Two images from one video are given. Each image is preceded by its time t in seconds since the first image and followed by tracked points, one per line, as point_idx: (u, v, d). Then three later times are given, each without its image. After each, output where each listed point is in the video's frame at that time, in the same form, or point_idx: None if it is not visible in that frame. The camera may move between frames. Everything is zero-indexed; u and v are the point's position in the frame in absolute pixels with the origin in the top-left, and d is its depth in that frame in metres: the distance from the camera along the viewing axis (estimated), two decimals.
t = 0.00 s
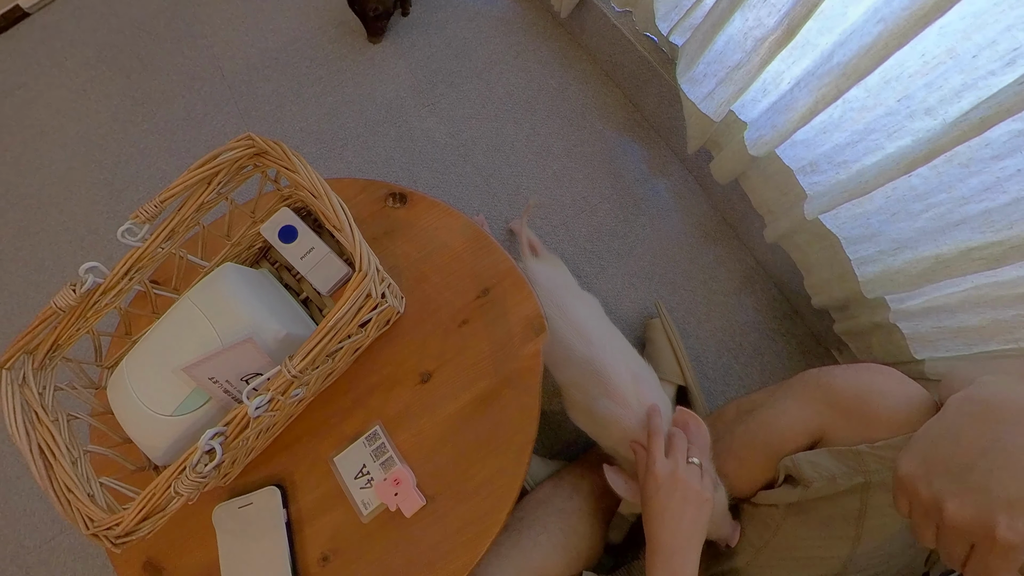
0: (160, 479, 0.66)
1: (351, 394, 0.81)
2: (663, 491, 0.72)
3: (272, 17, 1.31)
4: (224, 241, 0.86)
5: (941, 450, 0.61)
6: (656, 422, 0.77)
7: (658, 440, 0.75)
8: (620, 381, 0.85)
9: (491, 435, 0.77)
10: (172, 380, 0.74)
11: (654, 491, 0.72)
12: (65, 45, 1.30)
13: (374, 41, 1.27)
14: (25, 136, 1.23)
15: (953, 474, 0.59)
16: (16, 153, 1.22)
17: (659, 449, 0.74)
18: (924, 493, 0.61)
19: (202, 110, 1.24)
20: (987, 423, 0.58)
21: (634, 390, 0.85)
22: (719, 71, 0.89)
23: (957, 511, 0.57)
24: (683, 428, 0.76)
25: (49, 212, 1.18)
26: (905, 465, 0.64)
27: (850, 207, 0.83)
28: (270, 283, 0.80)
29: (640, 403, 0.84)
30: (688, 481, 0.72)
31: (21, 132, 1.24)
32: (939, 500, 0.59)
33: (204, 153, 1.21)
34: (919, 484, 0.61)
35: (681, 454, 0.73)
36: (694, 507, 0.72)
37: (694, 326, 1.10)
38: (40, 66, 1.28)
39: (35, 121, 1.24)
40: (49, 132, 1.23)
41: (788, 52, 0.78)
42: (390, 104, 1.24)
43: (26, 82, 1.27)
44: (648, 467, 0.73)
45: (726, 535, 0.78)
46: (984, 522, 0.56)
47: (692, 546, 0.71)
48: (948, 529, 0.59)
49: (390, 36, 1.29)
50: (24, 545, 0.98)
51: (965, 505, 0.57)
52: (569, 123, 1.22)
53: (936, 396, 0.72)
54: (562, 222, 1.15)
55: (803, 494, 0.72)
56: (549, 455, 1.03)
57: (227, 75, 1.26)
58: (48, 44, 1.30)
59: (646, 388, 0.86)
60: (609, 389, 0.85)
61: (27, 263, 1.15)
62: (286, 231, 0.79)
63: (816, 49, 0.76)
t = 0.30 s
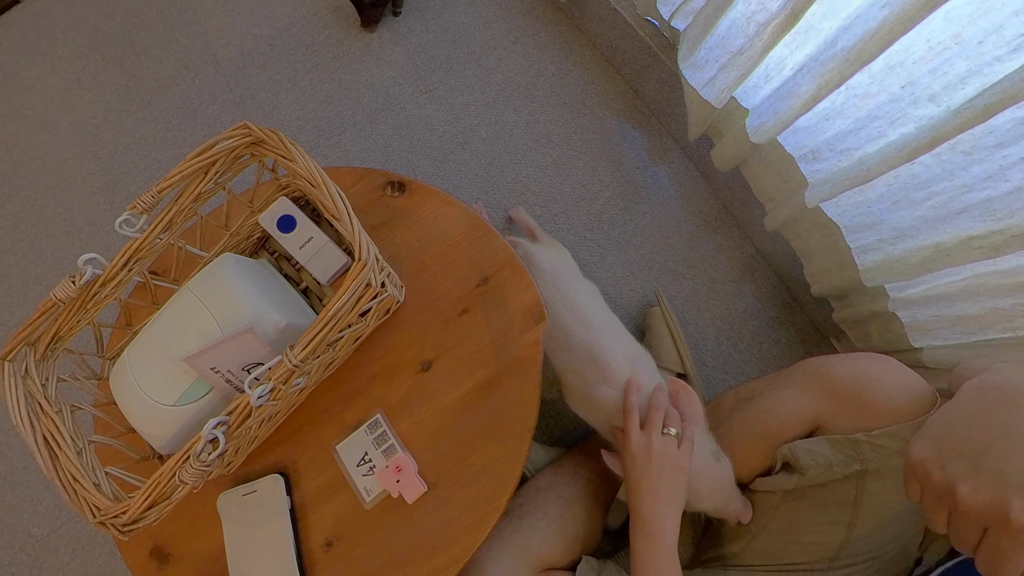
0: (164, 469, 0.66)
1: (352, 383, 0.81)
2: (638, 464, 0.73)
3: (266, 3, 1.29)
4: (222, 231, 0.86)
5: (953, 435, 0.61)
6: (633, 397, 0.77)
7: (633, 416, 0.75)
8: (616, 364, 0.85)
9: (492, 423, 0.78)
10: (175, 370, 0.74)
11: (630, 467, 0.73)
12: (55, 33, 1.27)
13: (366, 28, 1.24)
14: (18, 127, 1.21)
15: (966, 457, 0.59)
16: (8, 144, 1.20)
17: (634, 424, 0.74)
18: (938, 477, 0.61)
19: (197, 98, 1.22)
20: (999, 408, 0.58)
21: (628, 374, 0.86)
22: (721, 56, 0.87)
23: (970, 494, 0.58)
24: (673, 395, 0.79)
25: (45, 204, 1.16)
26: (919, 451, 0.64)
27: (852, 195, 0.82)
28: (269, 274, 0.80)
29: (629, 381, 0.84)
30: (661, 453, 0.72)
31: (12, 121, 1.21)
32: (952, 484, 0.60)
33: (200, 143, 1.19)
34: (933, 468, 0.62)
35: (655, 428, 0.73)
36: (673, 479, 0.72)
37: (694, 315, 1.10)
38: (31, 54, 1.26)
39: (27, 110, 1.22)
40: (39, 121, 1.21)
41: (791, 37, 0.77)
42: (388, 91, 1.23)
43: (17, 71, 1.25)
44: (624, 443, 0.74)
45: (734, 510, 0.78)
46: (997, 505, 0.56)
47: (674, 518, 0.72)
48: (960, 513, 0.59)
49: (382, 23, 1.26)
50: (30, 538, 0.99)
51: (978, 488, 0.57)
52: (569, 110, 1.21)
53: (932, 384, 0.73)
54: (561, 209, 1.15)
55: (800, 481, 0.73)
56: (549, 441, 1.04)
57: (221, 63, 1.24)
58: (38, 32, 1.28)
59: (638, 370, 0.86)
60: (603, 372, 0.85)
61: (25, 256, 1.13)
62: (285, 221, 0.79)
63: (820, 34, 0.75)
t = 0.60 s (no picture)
0: (168, 457, 0.67)
1: (353, 372, 0.81)
2: (634, 447, 0.73)
3: None
4: (220, 221, 0.86)
5: (991, 472, 0.59)
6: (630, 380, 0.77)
7: (631, 398, 0.75)
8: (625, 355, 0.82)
9: (493, 410, 0.78)
10: (176, 361, 0.74)
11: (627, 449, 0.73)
12: (43, 18, 1.24)
13: (365, 16, 1.23)
14: (8, 116, 1.19)
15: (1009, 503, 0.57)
16: None
17: (631, 407, 0.74)
18: (979, 521, 0.59)
19: (191, 86, 1.20)
20: None
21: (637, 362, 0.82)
22: (723, 41, 0.86)
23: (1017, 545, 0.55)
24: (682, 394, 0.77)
25: (41, 195, 1.15)
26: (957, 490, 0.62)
27: (853, 182, 0.81)
28: (269, 264, 0.80)
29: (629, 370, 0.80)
30: (658, 435, 0.72)
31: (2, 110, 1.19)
32: (995, 529, 0.58)
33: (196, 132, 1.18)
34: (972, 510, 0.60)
35: (652, 410, 0.74)
36: (669, 460, 0.72)
37: (693, 303, 1.11)
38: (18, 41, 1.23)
39: (16, 99, 1.20)
40: (31, 110, 1.19)
41: (795, 21, 0.76)
42: (385, 77, 1.21)
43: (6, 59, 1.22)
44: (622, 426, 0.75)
45: (736, 508, 0.76)
46: None
47: (670, 499, 0.72)
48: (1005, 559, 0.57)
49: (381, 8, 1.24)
50: (34, 530, 0.99)
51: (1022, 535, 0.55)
52: (569, 96, 1.20)
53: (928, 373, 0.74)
54: (561, 197, 1.14)
55: (797, 467, 0.74)
56: (548, 428, 1.05)
57: (215, 50, 1.22)
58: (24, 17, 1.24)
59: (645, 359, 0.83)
60: (609, 365, 0.81)
61: (21, 248, 1.12)
62: (282, 210, 0.79)
63: (824, 19, 0.73)
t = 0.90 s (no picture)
0: (172, 447, 0.67)
1: (354, 361, 0.81)
2: (642, 432, 0.74)
3: None
4: (218, 212, 0.85)
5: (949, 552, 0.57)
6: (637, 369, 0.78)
7: (638, 386, 0.76)
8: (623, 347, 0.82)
9: (493, 398, 0.78)
10: (177, 351, 0.74)
11: (634, 435, 0.74)
12: (33, 4, 1.22)
13: (358, 6, 1.21)
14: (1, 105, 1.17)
15: None
16: None
17: (640, 393, 0.75)
18: None
19: (186, 73, 1.19)
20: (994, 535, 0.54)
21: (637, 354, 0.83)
22: (725, 26, 0.85)
23: None
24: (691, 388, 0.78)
25: (37, 187, 1.14)
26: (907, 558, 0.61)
27: (855, 170, 0.81)
28: (268, 254, 0.80)
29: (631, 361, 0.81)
30: (666, 422, 0.74)
31: None
32: None
33: (192, 121, 1.17)
34: None
35: (659, 397, 0.75)
36: (676, 446, 0.73)
37: (693, 292, 1.11)
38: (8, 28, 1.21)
39: (9, 88, 1.18)
40: (25, 99, 1.17)
41: (799, 5, 0.74)
42: (383, 64, 1.19)
43: None
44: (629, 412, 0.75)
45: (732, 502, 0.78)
46: None
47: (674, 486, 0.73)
48: None
49: None
50: (42, 520, 1.00)
51: None
52: (568, 82, 1.19)
53: (927, 362, 0.74)
54: (561, 185, 1.14)
55: (795, 455, 0.75)
56: (549, 416, 1.06)
57: (209, 36, 1.20)
58: (14, 4, 1.22)
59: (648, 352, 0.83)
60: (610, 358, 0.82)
61: (19, 240, 1.11)
62: (281, 200, 0.78)
63: (829, 3, 0.72)
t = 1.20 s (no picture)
0: (176, 436, 0.68)
1: (354, 350, 0.81)
2: (634, 431, 0.74)
3: None
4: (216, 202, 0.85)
5: None
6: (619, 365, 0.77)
7: (623, 383, 0.76)
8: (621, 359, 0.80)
9: (494, 386, 0.78)
10: (178, 342, 0.74)
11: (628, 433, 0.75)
12: None
13: None
14: None
15: None
16: None
17: (626, 392, 0.75)
18: None
19: (179, 61, 1.17)
20: None
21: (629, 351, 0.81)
22: (727, 11, 0.83)
23: None
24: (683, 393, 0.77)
25: (32, 178, 1.13)
26: None
27: (857, 158, 0.80)
28: (268, 244, 0.80)
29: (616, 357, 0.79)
30: (655, 417, 0.74)
31: None
32: None
33: (187, 109, 1.15)
34: None
35: (645, 392, 0.75)
36: (670, 441, 0.74)
37: (693, 280, 1.12)
38: None
39: None
40: (16, 88, 1.15)
41: None
42: (380, 51, 1.18)
43: None
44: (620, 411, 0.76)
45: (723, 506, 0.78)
46: None
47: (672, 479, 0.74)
48: None
49: None
50: (49, 509, 1.01)
51: None
52: (567, 68, 1.18)
53: (926, 353, 0.75)
54: (561, 173, 1.14)
55: (794, 445, 0.76)
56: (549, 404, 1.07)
57: (202, 22, 1.18)
58: None
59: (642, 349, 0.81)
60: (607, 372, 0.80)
61: (16, 232, 1.11)
62: (279, 189, 0.78)
63: None
